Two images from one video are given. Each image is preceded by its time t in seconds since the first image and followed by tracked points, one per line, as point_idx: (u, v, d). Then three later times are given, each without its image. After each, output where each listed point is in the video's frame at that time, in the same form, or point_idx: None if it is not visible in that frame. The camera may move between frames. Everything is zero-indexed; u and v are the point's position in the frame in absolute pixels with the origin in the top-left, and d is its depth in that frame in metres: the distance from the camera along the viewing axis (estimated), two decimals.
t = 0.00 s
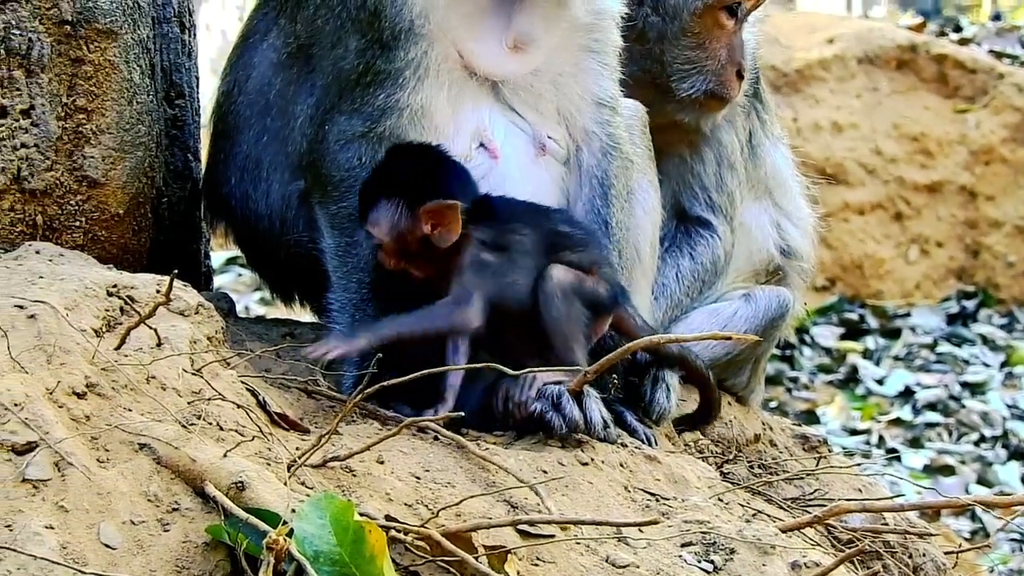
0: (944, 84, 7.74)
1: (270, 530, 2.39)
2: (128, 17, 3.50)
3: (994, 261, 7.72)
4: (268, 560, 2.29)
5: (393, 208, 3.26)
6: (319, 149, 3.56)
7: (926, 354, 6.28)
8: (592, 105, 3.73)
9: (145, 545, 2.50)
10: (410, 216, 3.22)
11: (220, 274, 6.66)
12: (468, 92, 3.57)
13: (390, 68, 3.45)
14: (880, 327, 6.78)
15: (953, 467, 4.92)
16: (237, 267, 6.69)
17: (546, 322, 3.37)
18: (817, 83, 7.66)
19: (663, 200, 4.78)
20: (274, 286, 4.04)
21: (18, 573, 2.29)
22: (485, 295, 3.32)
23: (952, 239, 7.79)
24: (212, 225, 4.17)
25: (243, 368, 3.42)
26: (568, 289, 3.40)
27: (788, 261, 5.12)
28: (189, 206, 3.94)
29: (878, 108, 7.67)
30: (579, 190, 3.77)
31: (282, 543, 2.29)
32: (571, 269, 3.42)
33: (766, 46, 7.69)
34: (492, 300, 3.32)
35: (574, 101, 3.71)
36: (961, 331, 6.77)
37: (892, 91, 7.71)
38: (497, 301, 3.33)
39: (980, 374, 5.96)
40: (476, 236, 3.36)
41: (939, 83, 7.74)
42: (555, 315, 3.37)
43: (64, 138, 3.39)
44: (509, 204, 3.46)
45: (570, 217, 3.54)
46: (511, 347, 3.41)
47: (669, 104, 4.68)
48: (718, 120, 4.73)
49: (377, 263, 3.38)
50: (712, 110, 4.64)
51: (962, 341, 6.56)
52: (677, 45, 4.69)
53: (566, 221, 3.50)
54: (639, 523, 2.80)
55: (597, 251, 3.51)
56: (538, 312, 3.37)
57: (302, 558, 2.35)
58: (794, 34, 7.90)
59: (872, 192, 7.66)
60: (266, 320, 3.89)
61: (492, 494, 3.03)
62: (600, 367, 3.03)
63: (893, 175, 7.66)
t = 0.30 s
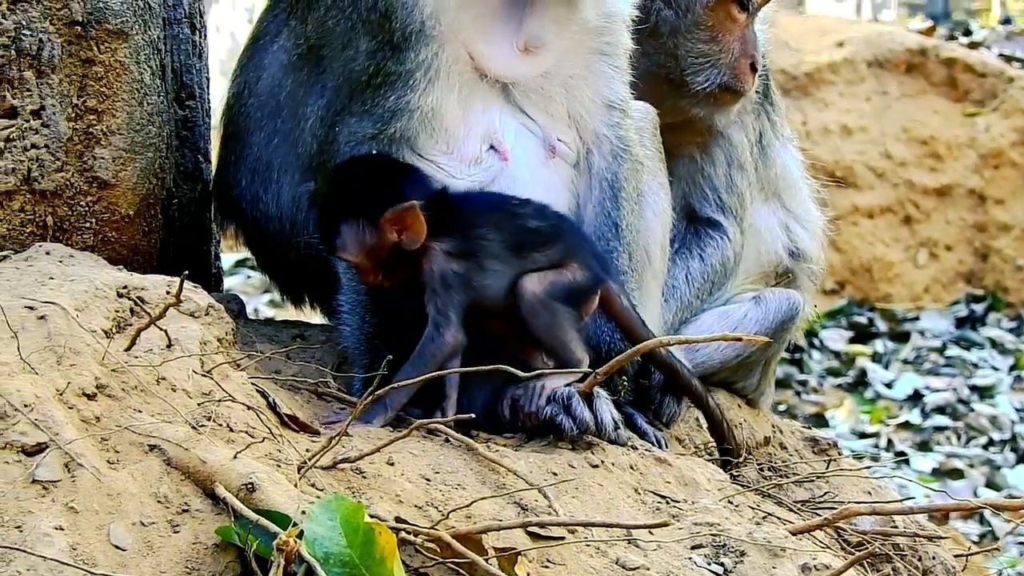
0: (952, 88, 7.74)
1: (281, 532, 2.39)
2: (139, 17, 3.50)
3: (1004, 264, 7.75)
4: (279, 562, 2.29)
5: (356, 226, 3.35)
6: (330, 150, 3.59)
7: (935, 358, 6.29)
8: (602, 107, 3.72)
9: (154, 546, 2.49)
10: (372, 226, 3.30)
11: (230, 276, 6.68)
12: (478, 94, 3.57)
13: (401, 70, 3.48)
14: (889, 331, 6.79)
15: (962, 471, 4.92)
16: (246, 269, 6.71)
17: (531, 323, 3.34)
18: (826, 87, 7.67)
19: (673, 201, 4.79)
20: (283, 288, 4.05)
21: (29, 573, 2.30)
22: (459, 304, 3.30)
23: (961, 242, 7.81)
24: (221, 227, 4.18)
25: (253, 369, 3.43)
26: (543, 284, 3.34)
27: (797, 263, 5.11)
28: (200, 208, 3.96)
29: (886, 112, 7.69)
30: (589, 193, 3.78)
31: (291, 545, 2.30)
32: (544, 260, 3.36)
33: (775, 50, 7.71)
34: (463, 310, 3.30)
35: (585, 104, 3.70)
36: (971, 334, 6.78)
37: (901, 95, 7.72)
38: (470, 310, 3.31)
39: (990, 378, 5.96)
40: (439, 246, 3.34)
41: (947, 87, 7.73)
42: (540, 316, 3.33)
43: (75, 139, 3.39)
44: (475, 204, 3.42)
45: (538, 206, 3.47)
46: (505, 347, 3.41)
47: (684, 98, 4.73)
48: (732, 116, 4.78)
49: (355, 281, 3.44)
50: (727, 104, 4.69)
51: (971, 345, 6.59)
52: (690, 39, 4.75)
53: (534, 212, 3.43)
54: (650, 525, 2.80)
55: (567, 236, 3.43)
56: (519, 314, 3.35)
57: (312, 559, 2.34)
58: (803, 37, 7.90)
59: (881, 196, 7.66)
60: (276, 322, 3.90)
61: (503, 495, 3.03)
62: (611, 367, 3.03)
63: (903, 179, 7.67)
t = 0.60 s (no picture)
0: (959, 90, 7.79)
1: (290, 531, 2.40)
2: (148, 18, 3.51)
3: (1009, 266, 7.76)
4: (288, 561, 2.28)
5: (321, 188, 3.35)
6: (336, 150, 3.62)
7: (941, 360, 6.30)
8: (610, 107, 3.74)
9: (162, 546, 2.48)
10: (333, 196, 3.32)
11: (237, 276, 6.67)
12: (486, 94, 3.58)
13: (409, 70, 3.48)
14: (894, 332, 6.80)
15: (967, 472, 4.93)
16: (252, 269, 6.70)
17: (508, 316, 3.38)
18: (832, 88, 7.74)
19: (681, 200, 4.79)
20: (291, 287, 4.06)
21: (36, 573, 2.30)
22: (433, 299, 3.34)
23: (967, 244, 7.82)
24: (229, 226, 4.18)
25: (261, 369, 3.43)
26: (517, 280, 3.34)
27: (805, 264, 5.13)
28: (207, 207, 3.96)
29: (892, 114, 7.74)
30: (597, 193, 3.79)
31: (300, 545, 2.28)
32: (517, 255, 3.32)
33: (782, 52, 7.80)
34: (440, 305, 3.34)
35: (593, 104, 3.72)
36: (976, 336, 6.80)
37: (908, 96, 7.78)
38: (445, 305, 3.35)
39: (995, 379, 5.97)
40: (405, 242, 3.33)
41: (954, 88, 7.79)
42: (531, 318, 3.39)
43: (82, 139, 3.39)
44: (448, 189, 3.35)
45: (510, 194, 3.36)
46: (492, 334, 3.44)
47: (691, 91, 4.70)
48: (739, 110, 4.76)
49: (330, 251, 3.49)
50: (736, 97, 4.67)
51: (976, 347, 6.61)
52: (698, 31, 4.72)
53: (505, 203, 3.34)
54: (659, 525, 2.79)
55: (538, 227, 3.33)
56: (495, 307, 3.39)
57: (321, 558, 2.35)
58: (809, 39, 8.01)
59: (887, 198, 7.70)
60: (284, 322, 3.89)
61: (511, 495, 3.03)
62: (620, 368, 3.02)
63: (908, 180, 7.72)
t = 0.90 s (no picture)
0: (965, 89, 7.88)
1: (297, 530, 2.39)
2: (156, 17, 3.51)
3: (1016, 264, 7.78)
4: (296, 560, 2.29)
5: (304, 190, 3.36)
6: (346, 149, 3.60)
7: (947, 359, 6.32)
8: (618, 107, 3.76)
9: (170, 545, 2.48)
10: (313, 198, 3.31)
11: (242, 275, 6.66)
12: (494, 94, 3.62)
13: (418, 69, 3.51)
14: (900, 331, 6.81)
15: (973, 471, 4.94)
16: (259, 268, 6.72)
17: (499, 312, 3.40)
18: (838, 87, 7.75)
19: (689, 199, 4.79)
20: (298, 285, 4.06)
21: (45, 571, 2.31)
22: (421, 295, 3.34)
23: (973, 243, 7.84)
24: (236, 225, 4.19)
25: (269, 368, 3.43)
26: (505, 280, 3.35)
27: (814, 263, 5.14)
28: (214, 206, 3.97)
29: (899, 113, 7.78)
30: (605, 193, 3.79)
31: (309, 543, 2.29)
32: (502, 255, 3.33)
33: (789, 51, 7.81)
34: (429, 300, 3.35)
35: (600, 103, 3.74)
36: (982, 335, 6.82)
37: (914, 95, 7.83)
38: (436, 298, 3.35)
39: (1002, 378, 5.98)
40: (387, 241, 3.33)
41: (960, 87, 7.88)
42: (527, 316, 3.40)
43: (90, 138, 3.39)
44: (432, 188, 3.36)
45: (493, 194, 3.35)
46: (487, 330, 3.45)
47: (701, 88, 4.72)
48: (749, 106, 4.78)
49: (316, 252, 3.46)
50: (746, 93, 4.67)
51: (981, 346, 6.61)
52: (707, 28, 4.76)
53: (488, 203, 3.34)
54: (667, 524, 2.80)
55: (524, 226, 3.33)
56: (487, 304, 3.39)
57: (328, 557, 2.35)
58: (815, 38, 8.01)
59: (892, 197, 7.70)
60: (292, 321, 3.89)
61: (518, 494, 3.03)
62: (628, 366, 3.02)
63: (914, 179, 7.72)
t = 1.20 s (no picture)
0: (974, 88, 7.89)
1: (308, 531, 2.39)
2: (166, 17, 3.52)
3: None
4: (307, 561, 2.28)
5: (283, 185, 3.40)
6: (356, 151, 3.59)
7: (955, 358, 6.33)
8: (627, 107, 3.78)
9: (181, 545, 2.48)
10: (293, 193, 3.36)
11: (251, 274, 6.65)
12: (504, 94, 3.65)
13: (427, 69, 3.53)
14: (909, 330, 6.83)
15: (982, 471, 4.94)
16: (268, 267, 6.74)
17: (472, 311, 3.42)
18: (847, 86, 7.78)
19: (699, 199, 4.81)
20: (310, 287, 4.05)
21: (57, 573, 2.29)
22: (393, 297, 3.37)
23: (982, 242, 7.87)
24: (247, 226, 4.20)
25: (280, 368, 3.43)
26: (472, 282, 3.38)
27: (825, 264, 5.13)
28: (224, 208, 3.97)
29: (907, 112, 7.79)
30: (615, 194, 3.82)
31: (320, 544, 2.29)
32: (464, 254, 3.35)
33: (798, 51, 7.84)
34: (402, 301, 3.38)
35: (609, 104, 3.77)
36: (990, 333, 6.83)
37: (922, 95, 7.83)
38: (411, 297, 3.37)
39: (1011, 377, 5.98)
40: (354, 246, 3.38)
41: (968, 86, 7.89)
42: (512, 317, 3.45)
43: (101, 138, 3.39)
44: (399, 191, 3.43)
45: (452, 200, 3.40)
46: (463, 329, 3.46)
47: (714, 85, 4.78)
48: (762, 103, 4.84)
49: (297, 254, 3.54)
50: (760, 90, 4.74)
51: (991, 345, 6.61)
52: (720, 25, 4.81)
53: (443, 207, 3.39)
54: (678, 525, 2.79)
55: (481, 225, 3.36)
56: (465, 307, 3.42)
57: (340, 557, 2.35)
58: (824, 37, 8.04)
59: (902, 196, 7.72)
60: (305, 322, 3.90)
61: (529, 495, 3.03)
62: (637, 366, 3.02)
63: (924, 178, 7.74)
